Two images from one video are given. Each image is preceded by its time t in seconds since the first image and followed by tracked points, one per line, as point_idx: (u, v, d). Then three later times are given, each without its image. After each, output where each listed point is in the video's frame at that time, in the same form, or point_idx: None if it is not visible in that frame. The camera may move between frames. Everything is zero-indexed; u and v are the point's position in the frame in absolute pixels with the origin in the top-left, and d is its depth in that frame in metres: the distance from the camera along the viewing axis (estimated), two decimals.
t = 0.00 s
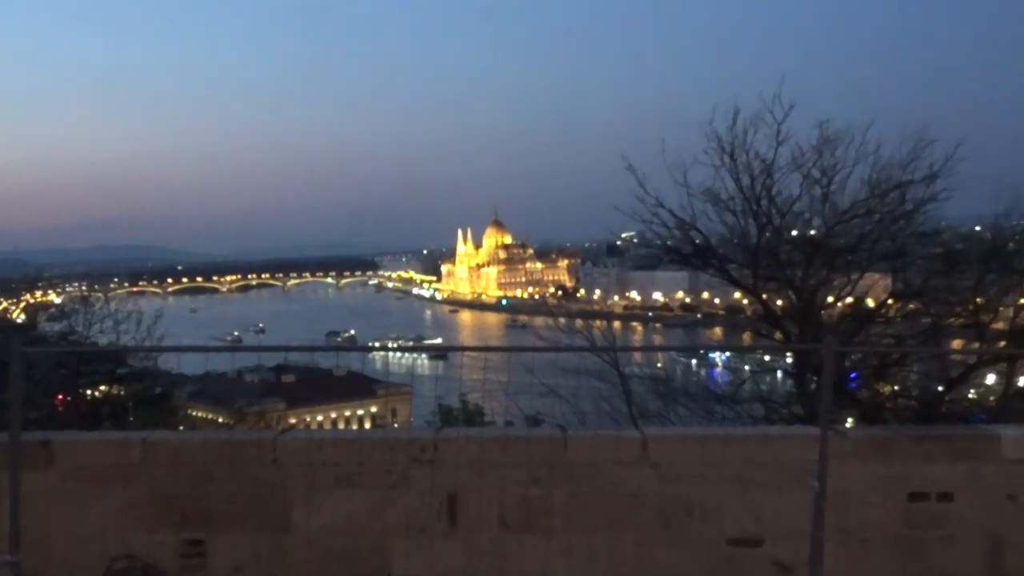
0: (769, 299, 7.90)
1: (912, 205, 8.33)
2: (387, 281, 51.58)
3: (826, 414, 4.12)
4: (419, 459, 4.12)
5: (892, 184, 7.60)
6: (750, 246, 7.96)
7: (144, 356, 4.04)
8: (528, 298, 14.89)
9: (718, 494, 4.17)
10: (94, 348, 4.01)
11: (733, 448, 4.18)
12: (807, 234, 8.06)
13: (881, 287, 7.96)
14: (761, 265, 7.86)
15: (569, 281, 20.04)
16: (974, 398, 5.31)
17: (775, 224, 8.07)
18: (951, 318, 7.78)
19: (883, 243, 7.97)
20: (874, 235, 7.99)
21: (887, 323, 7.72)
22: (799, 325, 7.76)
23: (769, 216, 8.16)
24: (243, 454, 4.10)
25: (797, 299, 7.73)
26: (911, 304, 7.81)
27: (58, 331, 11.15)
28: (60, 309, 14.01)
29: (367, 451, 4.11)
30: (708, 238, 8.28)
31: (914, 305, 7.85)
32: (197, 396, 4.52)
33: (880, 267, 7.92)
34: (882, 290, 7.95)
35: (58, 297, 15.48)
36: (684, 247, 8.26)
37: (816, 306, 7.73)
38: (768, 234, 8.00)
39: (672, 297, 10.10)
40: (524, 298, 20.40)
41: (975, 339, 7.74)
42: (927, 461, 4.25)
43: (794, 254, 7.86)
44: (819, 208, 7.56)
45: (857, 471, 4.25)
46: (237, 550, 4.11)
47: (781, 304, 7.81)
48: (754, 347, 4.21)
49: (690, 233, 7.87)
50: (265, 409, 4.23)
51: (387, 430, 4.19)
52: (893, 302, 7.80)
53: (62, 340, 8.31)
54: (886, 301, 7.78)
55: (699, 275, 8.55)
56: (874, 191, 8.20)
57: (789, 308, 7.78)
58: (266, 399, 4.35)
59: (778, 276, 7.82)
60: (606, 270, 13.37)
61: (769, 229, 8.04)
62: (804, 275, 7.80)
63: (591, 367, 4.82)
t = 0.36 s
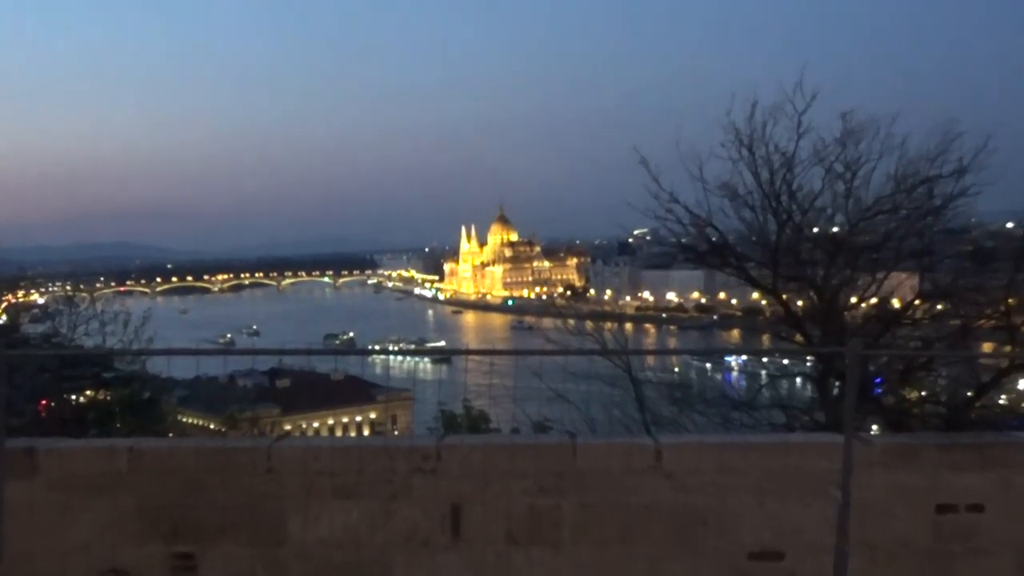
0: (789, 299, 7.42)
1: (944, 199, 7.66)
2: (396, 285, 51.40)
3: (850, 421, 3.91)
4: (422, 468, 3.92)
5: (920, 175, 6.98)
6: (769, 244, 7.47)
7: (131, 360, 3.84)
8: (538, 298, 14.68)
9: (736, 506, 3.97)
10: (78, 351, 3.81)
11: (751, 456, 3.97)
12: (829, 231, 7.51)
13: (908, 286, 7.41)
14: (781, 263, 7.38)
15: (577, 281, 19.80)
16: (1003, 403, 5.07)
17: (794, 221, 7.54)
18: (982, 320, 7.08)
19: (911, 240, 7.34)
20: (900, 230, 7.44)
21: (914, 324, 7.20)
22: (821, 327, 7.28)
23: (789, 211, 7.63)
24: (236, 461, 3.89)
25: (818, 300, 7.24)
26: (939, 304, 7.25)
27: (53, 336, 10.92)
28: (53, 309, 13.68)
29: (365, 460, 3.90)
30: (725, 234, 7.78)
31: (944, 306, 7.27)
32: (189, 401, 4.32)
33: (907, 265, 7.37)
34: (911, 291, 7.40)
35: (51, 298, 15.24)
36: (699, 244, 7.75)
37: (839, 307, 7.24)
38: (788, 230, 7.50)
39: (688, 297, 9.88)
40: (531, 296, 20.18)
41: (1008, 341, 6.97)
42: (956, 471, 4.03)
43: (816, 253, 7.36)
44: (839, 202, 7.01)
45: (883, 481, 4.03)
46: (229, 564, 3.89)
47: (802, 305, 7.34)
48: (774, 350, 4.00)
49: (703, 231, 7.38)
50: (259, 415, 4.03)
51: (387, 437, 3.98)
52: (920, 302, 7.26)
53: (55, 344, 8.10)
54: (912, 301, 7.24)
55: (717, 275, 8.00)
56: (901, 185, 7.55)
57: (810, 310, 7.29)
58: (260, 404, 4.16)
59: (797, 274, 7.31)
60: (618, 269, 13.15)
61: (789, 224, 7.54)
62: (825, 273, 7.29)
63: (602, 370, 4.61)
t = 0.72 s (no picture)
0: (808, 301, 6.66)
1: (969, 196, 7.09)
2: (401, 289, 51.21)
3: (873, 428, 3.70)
4: (421, 477, 3.72)
5: (940, 168, 6.38)
6: (788, 242, 6.73)
7: (115, 362, 3.64)
8: (546, 297, 14.46)
9: (753, 517, 3.76)
10: (58, 353, 3.61)
11: (768, 465, 3.77)
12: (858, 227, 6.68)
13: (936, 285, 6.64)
14: (800, 262, 6.62)
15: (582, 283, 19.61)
16: None
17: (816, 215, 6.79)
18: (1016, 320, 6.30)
19: (936, 237, 6.63)
20: (931, 226, 6.64)
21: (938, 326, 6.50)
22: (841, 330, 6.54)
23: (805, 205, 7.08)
24: (226, 470, 3.69)
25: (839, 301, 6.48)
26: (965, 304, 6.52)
27: (49, 335, 10.67)
28: (38, 309, 13.09)
29: (362, 468, 3.70)
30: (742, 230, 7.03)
31: (971, 306, 6.53)
32: (178, 405, 4.14)
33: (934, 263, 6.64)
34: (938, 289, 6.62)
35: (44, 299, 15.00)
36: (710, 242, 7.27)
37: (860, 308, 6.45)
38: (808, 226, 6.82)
39: (700, 297, 9.67)
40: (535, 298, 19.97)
41: None
42: (985, 481, 3.81)
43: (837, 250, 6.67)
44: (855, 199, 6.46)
45: (908, 491, 3.82)
46: None
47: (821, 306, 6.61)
48: (790, 353, 3.80)
49: (718, 225, 6.42)
50: (249, 420, 3.84)
51: (385, 444, 3.78)
52: (944, 302, 6.51)
53: (38, 345, 7.86)
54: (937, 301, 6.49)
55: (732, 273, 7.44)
56: (925, 179, 6.89)
57: (830, 311, 6.53)
58: (251, 409, 3.97)
59: (819, 273, 6.57)
60: (628, 269, 12.94)
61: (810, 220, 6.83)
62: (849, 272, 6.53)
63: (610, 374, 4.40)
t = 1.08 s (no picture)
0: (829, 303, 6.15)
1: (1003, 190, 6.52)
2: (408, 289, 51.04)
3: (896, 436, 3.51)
4: (419, 486, 3.53)
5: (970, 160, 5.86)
6: (808, 239, 6.18)
7: (99, 364, 3.46)
8: (552, 299, 14.29)
9: (770, 530, 3.57)
10: (39, 354, 3.43)
11: (784, 474, 3.58)
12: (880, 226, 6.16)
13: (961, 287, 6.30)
14: (819, 261, 6.10)
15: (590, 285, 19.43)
16: None
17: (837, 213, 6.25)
18: None
19: (963, 236, 6.10)
20: (959, 223, 6.09)
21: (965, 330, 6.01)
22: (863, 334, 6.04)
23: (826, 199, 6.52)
24: (215, 478, 3.50)
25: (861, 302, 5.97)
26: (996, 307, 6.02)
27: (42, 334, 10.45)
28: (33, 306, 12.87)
29: (357, 477, 3.52)
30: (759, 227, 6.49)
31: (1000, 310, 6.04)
32: (166, 409, 3.96)
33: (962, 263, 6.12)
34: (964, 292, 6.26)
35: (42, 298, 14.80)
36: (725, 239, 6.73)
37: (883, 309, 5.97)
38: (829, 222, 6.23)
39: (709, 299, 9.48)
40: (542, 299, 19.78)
41: None
42: (1012, 493, 3.62)
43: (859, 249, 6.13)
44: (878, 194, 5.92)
45: (932, 503, 3.62)
46: None
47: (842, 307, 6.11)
48: (808, 359, 3.61)
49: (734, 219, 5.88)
50: (238, 427, 3.66)
51: (382, 452, 3.60)
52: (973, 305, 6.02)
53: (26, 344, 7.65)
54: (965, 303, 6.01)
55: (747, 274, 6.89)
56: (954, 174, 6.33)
57: (851, 313, 6.03)
58: (242, 415, 3.79)
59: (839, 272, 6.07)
60: (636, 270, 12.78)
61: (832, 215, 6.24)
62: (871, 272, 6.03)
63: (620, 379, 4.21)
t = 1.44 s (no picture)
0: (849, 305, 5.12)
1: None
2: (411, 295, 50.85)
3: (920, 445, 3.31)
4: (415, 499, 3.34)
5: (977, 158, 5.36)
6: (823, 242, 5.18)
7: (78, 368, 3.27)
8: (555, 303, 14.11)
9: (787, 545, 3.37)
10: (14, 358, 3.24)
11: (801, 488, 3.39)
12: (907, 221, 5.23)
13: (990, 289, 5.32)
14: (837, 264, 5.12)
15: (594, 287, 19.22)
16: None
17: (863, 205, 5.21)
18: None
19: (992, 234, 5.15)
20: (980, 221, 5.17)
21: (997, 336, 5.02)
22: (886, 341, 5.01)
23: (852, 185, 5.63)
24: (200, 489, 3.31)
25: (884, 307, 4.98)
26: None
27: (31, 336, 10.22)
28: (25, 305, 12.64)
29: (350, 489, 3.32)
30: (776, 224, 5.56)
31: None
32: (149, 416, 3.76)
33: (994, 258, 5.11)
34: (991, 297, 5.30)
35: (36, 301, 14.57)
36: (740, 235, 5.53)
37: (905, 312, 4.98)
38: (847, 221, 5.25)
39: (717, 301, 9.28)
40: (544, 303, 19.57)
41: None
42: None
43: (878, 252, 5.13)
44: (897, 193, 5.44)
45: (959, 517, 3.41)
46: None
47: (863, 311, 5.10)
48: (828, 365, 3.41)
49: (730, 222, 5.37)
50: (225, 436, 3.46)
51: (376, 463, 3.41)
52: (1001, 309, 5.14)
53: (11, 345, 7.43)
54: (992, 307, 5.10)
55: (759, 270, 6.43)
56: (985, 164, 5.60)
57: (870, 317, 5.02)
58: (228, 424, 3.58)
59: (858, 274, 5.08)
60: (643, 272, 12.60)
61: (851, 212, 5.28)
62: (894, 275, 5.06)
63: (627, 387, 4.03)
